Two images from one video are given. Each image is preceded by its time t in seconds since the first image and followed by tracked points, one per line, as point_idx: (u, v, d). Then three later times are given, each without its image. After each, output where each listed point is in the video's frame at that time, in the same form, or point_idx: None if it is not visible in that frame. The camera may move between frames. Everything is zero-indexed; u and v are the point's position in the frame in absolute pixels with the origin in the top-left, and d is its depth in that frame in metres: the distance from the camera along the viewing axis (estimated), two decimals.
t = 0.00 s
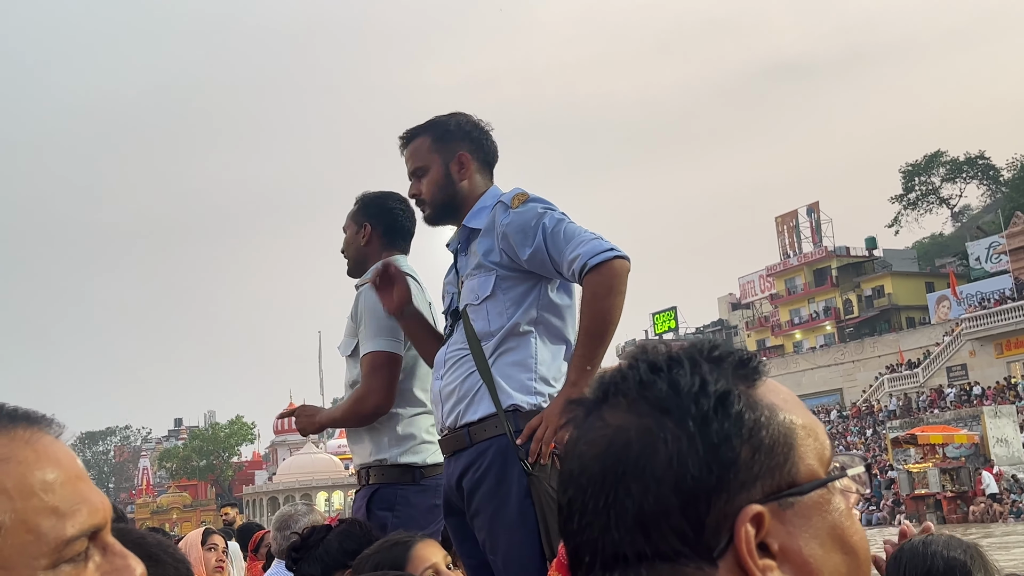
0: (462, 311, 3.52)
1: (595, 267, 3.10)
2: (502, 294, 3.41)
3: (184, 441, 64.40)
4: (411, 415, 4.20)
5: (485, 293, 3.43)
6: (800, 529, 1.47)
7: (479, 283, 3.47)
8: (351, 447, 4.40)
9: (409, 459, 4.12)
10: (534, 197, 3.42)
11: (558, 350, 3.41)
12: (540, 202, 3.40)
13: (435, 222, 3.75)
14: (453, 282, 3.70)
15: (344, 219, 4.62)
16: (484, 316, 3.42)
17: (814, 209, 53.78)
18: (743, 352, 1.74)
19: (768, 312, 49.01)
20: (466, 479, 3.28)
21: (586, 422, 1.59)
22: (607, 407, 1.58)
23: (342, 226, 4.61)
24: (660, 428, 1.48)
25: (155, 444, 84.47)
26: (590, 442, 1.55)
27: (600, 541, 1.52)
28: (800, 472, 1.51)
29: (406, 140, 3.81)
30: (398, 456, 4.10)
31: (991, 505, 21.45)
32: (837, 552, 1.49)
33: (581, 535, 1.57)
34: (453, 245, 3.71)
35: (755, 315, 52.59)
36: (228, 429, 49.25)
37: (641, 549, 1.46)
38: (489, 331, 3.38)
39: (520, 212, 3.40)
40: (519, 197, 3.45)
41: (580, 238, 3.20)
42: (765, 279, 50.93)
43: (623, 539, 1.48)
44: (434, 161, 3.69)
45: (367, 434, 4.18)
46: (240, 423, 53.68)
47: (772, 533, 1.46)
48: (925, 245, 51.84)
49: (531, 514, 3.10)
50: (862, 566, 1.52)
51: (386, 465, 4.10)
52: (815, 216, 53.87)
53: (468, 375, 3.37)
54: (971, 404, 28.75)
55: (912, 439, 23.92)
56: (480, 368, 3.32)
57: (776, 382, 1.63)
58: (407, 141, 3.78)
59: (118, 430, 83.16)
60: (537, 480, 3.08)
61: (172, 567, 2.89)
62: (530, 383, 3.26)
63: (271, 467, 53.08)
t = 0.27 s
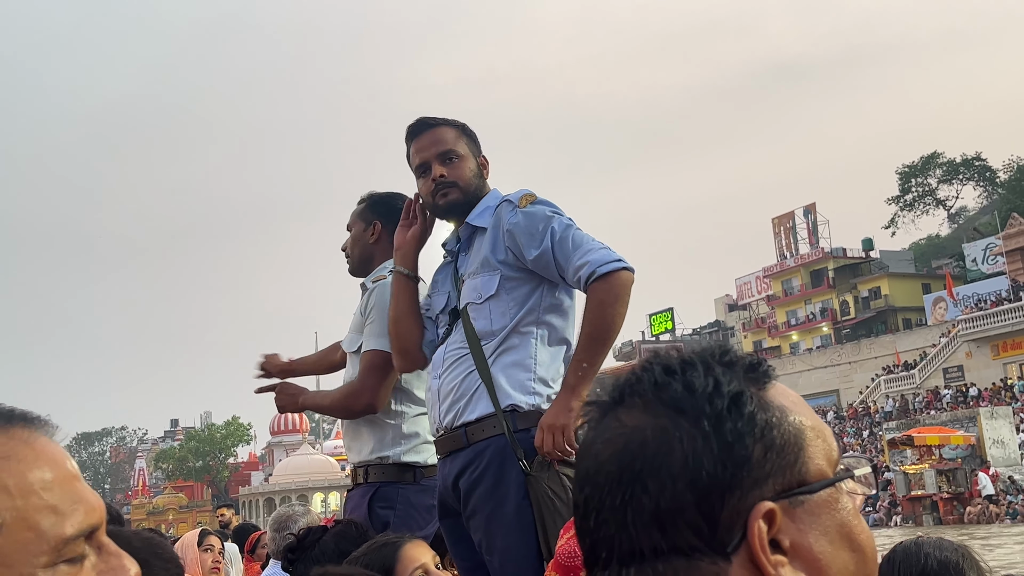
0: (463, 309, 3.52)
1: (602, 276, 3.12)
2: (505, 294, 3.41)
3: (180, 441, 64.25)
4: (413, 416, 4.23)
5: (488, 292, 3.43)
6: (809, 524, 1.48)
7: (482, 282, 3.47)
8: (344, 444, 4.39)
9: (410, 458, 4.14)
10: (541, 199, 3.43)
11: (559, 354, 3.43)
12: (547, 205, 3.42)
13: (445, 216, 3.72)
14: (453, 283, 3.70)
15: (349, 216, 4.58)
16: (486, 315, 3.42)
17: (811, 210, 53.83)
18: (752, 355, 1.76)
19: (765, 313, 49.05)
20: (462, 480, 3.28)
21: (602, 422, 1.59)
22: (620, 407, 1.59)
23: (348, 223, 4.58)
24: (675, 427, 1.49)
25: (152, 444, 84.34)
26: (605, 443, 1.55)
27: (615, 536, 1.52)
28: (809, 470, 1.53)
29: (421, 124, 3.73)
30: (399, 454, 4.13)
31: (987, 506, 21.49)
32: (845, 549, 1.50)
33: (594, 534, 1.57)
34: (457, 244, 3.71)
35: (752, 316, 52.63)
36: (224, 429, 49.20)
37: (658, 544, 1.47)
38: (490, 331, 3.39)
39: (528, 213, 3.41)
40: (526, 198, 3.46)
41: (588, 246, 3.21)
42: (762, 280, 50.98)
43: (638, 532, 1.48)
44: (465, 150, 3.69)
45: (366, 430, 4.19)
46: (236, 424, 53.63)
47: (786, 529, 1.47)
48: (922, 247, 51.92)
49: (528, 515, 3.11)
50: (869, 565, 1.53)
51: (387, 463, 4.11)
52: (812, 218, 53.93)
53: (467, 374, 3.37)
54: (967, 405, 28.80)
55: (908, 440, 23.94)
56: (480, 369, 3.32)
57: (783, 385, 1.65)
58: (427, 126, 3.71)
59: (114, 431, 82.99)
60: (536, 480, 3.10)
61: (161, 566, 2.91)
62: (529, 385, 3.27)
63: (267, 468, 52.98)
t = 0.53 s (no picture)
0: (465, 309, 3.52)
1: (611, 288, 3.13)
2: (510, 295, 3.41)
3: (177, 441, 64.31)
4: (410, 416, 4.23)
5: (493, 293, 3.42)
6: (819, 526, 1.49)
7: (487, 282, 3.46)
8: (337, 444, 4.40)
9: (407, 459, 4.16)
10: (549, 204, 3.44)
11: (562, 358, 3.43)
12: (554, 210, 3.43)
13: (448, 216, 3.70)
14: (452, 282, 3.69)
15: (352, 211, 4.55)
16: (489, 316, 3.42)
17: (808, 210, 53.90)
18: (765, 374, 1.79)
19: (763, 313, 49.12)
20: (463, 479, 3.28)
21: (625, 425, 1.63)
22: (642, 413, 1.62)
23: (352, 220, 4.54)
24: (695, 429, 1.53)
25: (149, 445, 84.25)
26: (628, 444, 1.59)
27: (634, 534, 1.54)
28: (821, 475, 1.55)
29: (426, 121, 3.71)
30: (397, 455, 4.14)
31: (985, 506, 21.52)
32: (851, 552, 1.51)
33: (613, 533, 1.59)
34: (459, 244, 3.72)
35: (749, 316, 52.69)
36: (221, 429, 49.10)
37: (676, 540, 1.48)
38: (493, 331, 3.39)
39: (537, 217, 3.42)
40: (533, 202, 3.47)
41: (597, 257, 3.22)
42: (759, 280, 51.06)
43: (658, 528, 1.50)
44: (469, 152, 3.70)
45: (362, 428, 4.19)
46: (233, 424, 53.57)
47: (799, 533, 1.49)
48: (919, 247, 51.99)
49: (531, 515, 3.11)
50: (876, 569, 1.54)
51: (384, 464, 4.13)
52: (810, 218, 53.98)
53: (469, 373, 3.38)
54: (964, 405, 28.85)
55: (905, 440, 23.97)
56: (482, 368, 3.32)
57: (793, 399, 1.68)
58: (433, 122, 3.69)
59: (110, 430, 83.00)
60: (538, 480, 3.11)
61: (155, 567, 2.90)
62: (531, 385, 3.28)
63: (264, 468, 52.91)
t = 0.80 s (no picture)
0: (463, 306, 3.50)
1: (610, 288, 3.12)
2: (508, 293, 3.40)
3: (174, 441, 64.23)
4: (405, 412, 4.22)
5: (491, 291, 3.41)
6: (831, 534, 1.49)
7: (485, 281, 3.45)
8: (334, 443, 4.38)
9: (404, 456, 4.15)
10: (548, 203, 3.43)
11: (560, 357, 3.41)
12: (553, 209, 3.42)
13: (447, 215, 3.68)
14: (449, 281, 3.68)
15: (356, 209, 4.37)
16: (487, 314, 3.41)
17: (807, 209, 53.92)
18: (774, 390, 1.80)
19: (761, 312, 49.13)
20: (461, 477, 3.27)
21: (648, 429, 1.62)
22: (664, 420, 1.62)
23: (356, 219, 4.35)
24: (717, 435, 1.53)
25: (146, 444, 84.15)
26: (649, 447, 1.58)
27: (653, 531, 1.52)
28: (832, 487, 1.55)
29: (427, 118, 3.69)
30: (393, 452, 4.13)
31: (984, 505, 21.54)
32: (858, 558, 1.50)
33: (631, 534, 1.57)
34: (456, 242, 3.71)
35: (748, 315, 52.71)
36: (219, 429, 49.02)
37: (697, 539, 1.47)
38: (491, 330, 3.38)
39: (535, 215, 3.41)
40: (533, 200, 3.46)
41: (596, 257, 3.20)
42: (757, 279, 51.08)
43: (680, 526, 1.48)
44: (469, 149, 3.70)
45: (357, 425, 4.19)
46: (231, 424, 53.54)
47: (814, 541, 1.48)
48: (917, 246, 52.02)
49: (529, 515, 3.10)
50: None
51: (380, 462, 4.11)
52: (808, 217, 54.01)
53: (467, 371, 3.37)
54: (963, 404, 28.88)
55: (904, 439, 23.94)
56: (479, 366, 3.31)
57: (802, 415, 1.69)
58: (434, 120, 3.68)
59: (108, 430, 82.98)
60: (536, 478, 3.09)
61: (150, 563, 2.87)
62: (529, 383, 3.27)
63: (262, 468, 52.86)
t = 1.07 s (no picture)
0: (460, 305, 3.51)
1: (605, 285, 3.12)
2: (504, 292, 3.41)
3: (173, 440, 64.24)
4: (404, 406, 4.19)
5: (487, 289, 3.43)
6: (827, 531, 1.50)
7: (481, 279, 3.46)
8: (336, 439, 4.37)
9: (404, 451, 4.13)
10: (543, 201, 3.44)
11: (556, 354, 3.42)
12: (549, 206, 3.42)
13: (442, 214, 3.69)
14: (447, 278, 3.69)
15: (362, 209, 4.38)
16: (484, 312, 3.42)
17: (805, 207, 53.98)
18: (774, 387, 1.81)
19: (759, 310, 49.20)
20: (458, 476, 3.28)
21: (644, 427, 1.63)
22: (664, 415, 1.63)
23: (363, 218, 4.36)
24: (718, 433, 1.54)
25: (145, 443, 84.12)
26: (649, 445, 1.58)
27: (653, 527, 1.53)
28: (829, 485, 1.56)
29: (419, 120, 3.70)
30: (392, 447, 4.10)
31: (982, 504, 21.58)
32: (855, 559, 1.50)
33: (629, 531, 1.58)
34: (453, 240, 3.71)
35: (746, 313, 52.78)
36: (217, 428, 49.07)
37: (699, 534, 1.47)
38: (487, 328, 3.39)
39: (530, 214, 3.41)
40: (528, 198, 3.46)
41: (590, 255, 3.21)
42: (756, 277, 51.15)
43: (679, 522, 1.50)
44: (463, 150, 3.69)
45: (357, 420, 4.17)
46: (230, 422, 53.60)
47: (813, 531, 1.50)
48: (916, 244, 52.11)
49: (525, 513, 3.12)
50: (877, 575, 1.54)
51: (379, 458, 4.08)
52: (806, 215, 54.08)
53: (463, 369, 3.38)
54: (961, 403, 28.92)
55: (902, 437, 23.96)
56: (475, 364, 3.32)
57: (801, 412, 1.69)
58: (425, 122, 3.69)
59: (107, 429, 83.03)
60: (532, 475, 3.10)
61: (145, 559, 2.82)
62: (525, 380, 3.27)
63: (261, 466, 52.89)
